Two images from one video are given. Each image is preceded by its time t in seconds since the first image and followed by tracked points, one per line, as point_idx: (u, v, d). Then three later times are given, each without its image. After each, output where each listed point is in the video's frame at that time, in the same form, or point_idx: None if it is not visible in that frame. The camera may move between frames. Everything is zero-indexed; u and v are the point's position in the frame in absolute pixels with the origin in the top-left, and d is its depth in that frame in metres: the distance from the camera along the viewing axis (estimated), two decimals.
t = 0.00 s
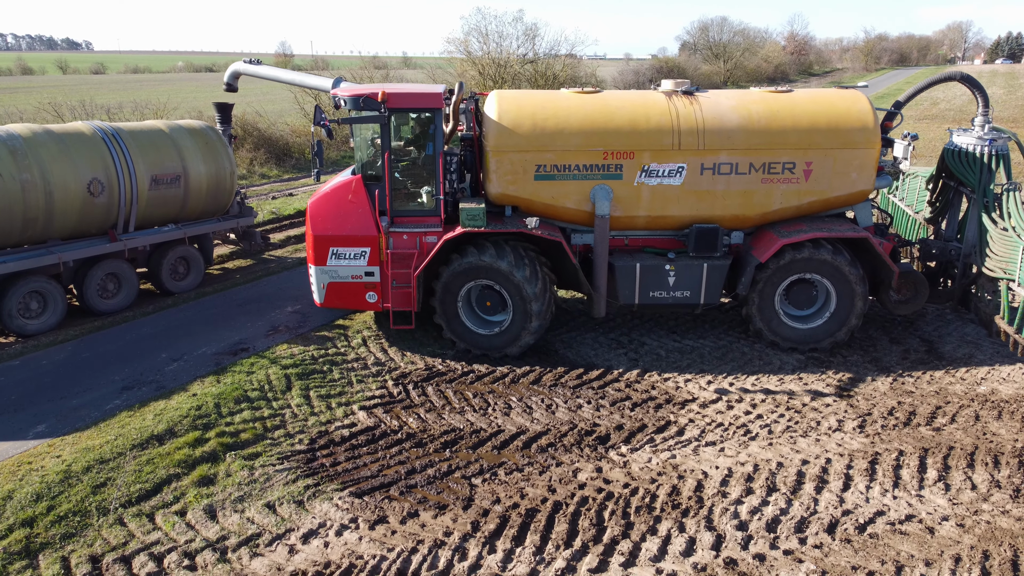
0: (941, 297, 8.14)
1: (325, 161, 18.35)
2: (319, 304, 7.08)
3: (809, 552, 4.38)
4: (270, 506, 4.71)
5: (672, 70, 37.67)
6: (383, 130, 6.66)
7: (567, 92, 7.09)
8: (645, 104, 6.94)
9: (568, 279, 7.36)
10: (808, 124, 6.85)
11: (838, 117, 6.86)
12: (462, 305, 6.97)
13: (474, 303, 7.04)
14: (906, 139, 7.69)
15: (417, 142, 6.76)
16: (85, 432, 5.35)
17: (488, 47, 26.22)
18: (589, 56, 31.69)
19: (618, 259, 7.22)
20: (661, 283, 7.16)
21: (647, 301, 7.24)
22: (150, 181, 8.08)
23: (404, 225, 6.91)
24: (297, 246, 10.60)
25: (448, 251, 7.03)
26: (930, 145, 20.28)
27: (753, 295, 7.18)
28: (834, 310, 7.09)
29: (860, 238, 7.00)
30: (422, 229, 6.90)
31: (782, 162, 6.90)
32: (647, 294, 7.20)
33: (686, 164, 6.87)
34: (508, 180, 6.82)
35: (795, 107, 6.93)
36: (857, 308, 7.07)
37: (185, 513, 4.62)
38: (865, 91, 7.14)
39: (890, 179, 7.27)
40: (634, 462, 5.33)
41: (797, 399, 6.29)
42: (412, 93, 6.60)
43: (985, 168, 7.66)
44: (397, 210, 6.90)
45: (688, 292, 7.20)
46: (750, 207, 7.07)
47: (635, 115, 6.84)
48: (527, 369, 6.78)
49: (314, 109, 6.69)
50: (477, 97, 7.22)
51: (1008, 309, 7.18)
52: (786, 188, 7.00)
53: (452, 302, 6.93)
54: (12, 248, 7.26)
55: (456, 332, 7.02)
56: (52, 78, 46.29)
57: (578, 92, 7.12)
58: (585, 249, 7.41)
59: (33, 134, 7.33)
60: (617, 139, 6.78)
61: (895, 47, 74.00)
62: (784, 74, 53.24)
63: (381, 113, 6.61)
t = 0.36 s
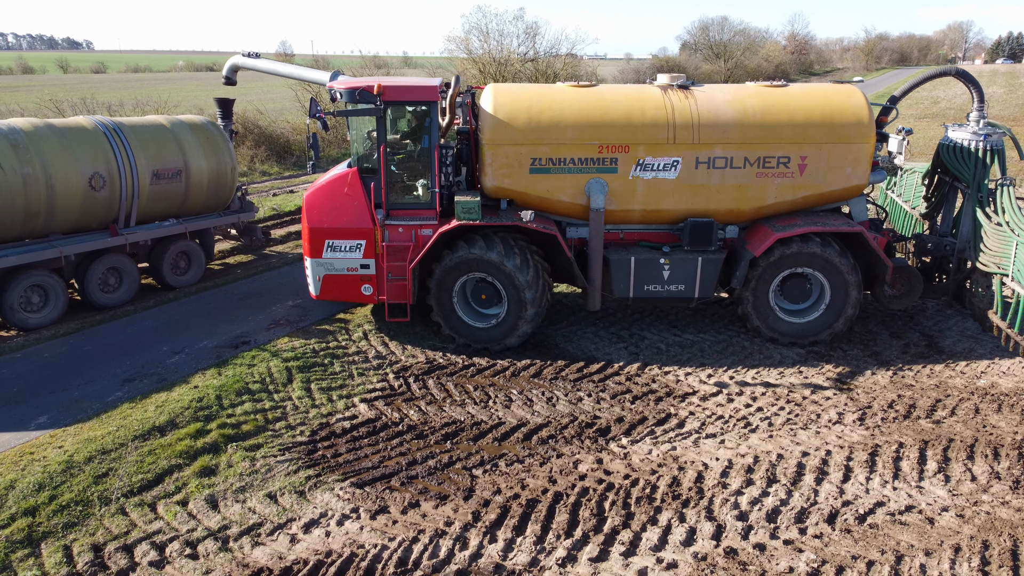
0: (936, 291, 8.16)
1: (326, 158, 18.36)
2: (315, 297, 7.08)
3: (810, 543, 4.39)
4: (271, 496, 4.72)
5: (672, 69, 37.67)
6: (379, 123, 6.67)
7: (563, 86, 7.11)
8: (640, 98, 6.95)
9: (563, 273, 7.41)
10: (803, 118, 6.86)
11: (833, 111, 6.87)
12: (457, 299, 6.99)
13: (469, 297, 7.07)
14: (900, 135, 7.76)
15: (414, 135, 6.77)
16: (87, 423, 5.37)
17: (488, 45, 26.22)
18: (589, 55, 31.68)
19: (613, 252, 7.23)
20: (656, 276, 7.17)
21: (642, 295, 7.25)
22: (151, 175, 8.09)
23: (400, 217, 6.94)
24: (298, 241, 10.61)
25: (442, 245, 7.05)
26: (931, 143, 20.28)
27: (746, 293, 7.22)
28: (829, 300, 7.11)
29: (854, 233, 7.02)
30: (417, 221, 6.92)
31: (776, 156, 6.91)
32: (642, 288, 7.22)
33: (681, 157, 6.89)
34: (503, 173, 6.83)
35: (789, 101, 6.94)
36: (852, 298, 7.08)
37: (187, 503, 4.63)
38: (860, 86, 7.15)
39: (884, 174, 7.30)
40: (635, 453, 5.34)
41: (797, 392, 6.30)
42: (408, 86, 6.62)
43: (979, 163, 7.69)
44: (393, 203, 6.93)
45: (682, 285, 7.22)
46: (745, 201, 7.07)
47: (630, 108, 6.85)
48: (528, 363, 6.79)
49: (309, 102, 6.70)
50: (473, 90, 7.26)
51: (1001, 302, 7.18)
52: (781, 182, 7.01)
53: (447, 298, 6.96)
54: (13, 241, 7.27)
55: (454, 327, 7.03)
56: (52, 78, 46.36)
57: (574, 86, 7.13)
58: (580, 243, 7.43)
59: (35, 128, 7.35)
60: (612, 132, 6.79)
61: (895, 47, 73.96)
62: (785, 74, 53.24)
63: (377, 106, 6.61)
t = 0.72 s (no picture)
0: (935, 287, 8.09)
1: (327, 156, 18.36)
2: (313, 290, 7.10)
3: (814, 535, 4.38)
4: (275, 488, 4.72)
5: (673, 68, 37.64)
6: (377, 117, 6.68)
7: (561, 81, 7.10)
8: (638, 93, 6.94)
9: (561, 267, 7.41)
10: (801, 113, 6.85)
11: (831, 107, 6.86)
12: (456, 296, 7.00)
13: (468, 293, 7.07)
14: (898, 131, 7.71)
15: (411, 129, 6.77)
16: (90, 416, 5.37)
17: (488, 43, 26.20)
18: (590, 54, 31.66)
19: (611, 247, 7.23)
20: (653, 272, 7.17)
21: (639, 289, 7.25)
22: (153, 171, 8.08)
23: (397, 212, 6.92)
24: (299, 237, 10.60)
25: (438, 240, 7.08)
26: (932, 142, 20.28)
27: (745, 292, 7.21)
28: (827, 293, 7.09)
29: (851, 228, 7.00)
30: (415, 215, 6.90)
31: (775, 151, 6.90)
32: (639, 283, 7.21)
33: (680, 152, 6.88)
34: (501, 168, 6.83)
35: (787, 96, 6.92)
36: (849, 290, 7.06)
37: (190, 496, 4.62)
38: (859, 82, 7.14)
39: (881, 170, 7.30)
40: (638, 447, 5.33)
41: (801, 387, 6.30)
42: (406, 80, 6.63)
43: (977, 159, 7.65)
44: (390, 197, 6.92)
45: (680, 280, 7.22)
46: (743, 196, 7.07)
47: (628, 103, 6.85)
48: (530, 357, 6.78)
49: (307, 95, 6.70)
50: (472, 85, 7.21)
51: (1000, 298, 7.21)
52: (779, 177, 7.01)
53: (445, 295, 6.97)
54: (16, 236, 7.26)
55: (456, 323, 7.03)
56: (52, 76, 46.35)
57: (572, 80, 7.12)
58: (578, 237, 7.43)
59: (37, 123, 7.34)
60: (610, 127, 6.79)
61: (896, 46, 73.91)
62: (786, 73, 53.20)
63: (375, 100, 6.62)
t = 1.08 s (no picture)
0: (934, 284, 8.10)
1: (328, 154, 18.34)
2: (312, 285, 7.10)
3: (821, 530, 4.36)
4: (278, 483, 4.70)
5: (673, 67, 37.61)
6: (375, 111, 6.66)
7: (560, 75, 7.08)
8: (637, 88, 6.92)
9: (560, 263, 7.39)
10: (800, 108, 6.83)
11: (831, 103, 6.84)
12: (455, 292, 6.99)
13: (467, 289, 7.06)
14: (898, 127, 7.70)
15: (410, 123, 6.76)
16: (92, 411, 5.35)
17: (489, 42, 26.19)
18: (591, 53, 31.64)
19: (609, 243, 7.21)
20: (652, 268, 7.15)
21: (639, 285, 7.24)
22: (155, 167, 8.06)
23: (396, 206, 6.89)
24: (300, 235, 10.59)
25: (436, 236, 7.06)
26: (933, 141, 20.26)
27: (745, 290, 7.20)
28: (826, 287, 7.07)
29: (851, 223, 6.97)
30: (413, 210, 6.89)
31: (774, 147, 6.88)
32: (638, 278, 7.20)
33: (679, 147, 6.86)
34: (499, 162, 6.81)
35: (787, 91, 6.90)
36: (847, 282, 7.04)
37: (193, 490, 4.60)
38: (859, 78, 7.12)
39: (882, 166, 7.28)
40: (642, 442, 5.31)
41: (805, 382, 6.28)
42: (406, 75, 6.60)
43: (978, 155, 7.64)
44: (388, 191, 6.89)
45: (679, 276, 7.20)
46: (742, 191, 7.05)
47: (627, 98, 6.83)
48: (533, 353, 6.76)
49: (305, 89, 6.68)
50: (471, 80, 7.16)
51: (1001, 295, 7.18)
52: (779, 173, 6.98)
53: (445, 293, 6.96)
54: (17, 231, 7.24)
55: (457, 320, 7.02)
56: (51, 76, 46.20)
57: (571, 75, 7.10)
58: (577, 233, 7.40)
59: (39, 119, 7.31)
60: (609, 122, 6.77)
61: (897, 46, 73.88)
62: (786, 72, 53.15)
63: (373, 95, 6.59)
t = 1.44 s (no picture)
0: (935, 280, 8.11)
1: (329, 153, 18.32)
2: (312, 280, 7.08)
3: (826, 525, 4.34)
4: (280, 478, 4.68)
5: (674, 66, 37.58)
6: (375, 106, 6.66)
7: (561, 70, 7.05)
8: (638, 83, 6.89)
9: (560, 259, 7.37)
10: (800, 103, 6.81)
11: (832, 98, 6.82)
12: (455, 288, 6.97)
13: (467, 286, 7.03)
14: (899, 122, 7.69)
15: (410, 118, 6.74)
16: (94, 406, 5.33)
17: (488, 41, 26.16)
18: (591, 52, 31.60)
19: (609, 238, 7.20)
20: (652, 263, 7.14)
21: (640, 281, 7.22)
22: (156, 163, 8.04)
23: (396, 202, 6.88)
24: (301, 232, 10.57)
25: (435, 232, 7.04)
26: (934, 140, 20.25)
27: (745, 287, 7.18)
28: (827, 281, 7.05)
29: (852, 219, 6.96)
30: (413, 206, 6.87)
31: (774, 142, 6.86)
32: (639, 274, 7.18)
33: (679, 143, 6.84)
34: (499, 157, 6.79)
35: (787, 86, 6.88)
36: (848, 276, 7.01)
37: (195, 485, 4.58)
38: (860, 73, 7.10)
39: (882, 162, 7.26)
40: (645, 437, 5.30)
41: (808, 378, 6.27)
42: (405, 69, 6.60)
43: (979, 151, 7.63)
44: (388, 187, 6.88)
45: (679, 271, 7.18)
46: (743, 187, 7.03)
47: (628, 93, 6.80)
48: (535, 349, 6.74)
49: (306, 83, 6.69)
50: (471, 75, 7.15)
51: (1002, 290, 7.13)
52: (779, 169, 6.97)
53: (445, 289, 6.94)
54: (17, 227, 7.22)
55: (458, 316, 7.00)
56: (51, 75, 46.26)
57: (572, 70, 7.08)
58: (577, 228, 7.39)
59: (40, 114, 7.29)
60: (609, 117, 6.74)
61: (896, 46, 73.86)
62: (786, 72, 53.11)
63: (373, 89, 6.60)
